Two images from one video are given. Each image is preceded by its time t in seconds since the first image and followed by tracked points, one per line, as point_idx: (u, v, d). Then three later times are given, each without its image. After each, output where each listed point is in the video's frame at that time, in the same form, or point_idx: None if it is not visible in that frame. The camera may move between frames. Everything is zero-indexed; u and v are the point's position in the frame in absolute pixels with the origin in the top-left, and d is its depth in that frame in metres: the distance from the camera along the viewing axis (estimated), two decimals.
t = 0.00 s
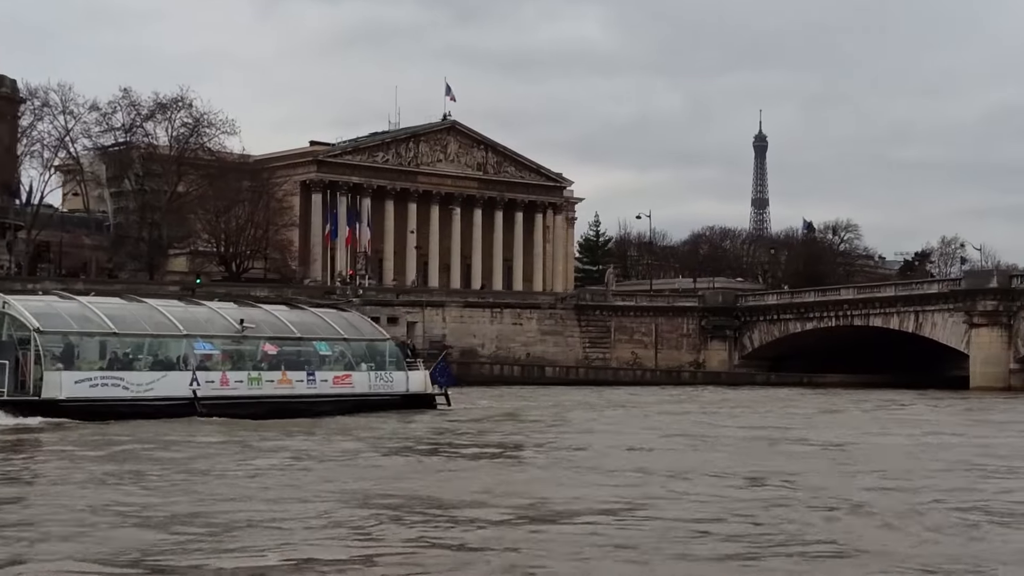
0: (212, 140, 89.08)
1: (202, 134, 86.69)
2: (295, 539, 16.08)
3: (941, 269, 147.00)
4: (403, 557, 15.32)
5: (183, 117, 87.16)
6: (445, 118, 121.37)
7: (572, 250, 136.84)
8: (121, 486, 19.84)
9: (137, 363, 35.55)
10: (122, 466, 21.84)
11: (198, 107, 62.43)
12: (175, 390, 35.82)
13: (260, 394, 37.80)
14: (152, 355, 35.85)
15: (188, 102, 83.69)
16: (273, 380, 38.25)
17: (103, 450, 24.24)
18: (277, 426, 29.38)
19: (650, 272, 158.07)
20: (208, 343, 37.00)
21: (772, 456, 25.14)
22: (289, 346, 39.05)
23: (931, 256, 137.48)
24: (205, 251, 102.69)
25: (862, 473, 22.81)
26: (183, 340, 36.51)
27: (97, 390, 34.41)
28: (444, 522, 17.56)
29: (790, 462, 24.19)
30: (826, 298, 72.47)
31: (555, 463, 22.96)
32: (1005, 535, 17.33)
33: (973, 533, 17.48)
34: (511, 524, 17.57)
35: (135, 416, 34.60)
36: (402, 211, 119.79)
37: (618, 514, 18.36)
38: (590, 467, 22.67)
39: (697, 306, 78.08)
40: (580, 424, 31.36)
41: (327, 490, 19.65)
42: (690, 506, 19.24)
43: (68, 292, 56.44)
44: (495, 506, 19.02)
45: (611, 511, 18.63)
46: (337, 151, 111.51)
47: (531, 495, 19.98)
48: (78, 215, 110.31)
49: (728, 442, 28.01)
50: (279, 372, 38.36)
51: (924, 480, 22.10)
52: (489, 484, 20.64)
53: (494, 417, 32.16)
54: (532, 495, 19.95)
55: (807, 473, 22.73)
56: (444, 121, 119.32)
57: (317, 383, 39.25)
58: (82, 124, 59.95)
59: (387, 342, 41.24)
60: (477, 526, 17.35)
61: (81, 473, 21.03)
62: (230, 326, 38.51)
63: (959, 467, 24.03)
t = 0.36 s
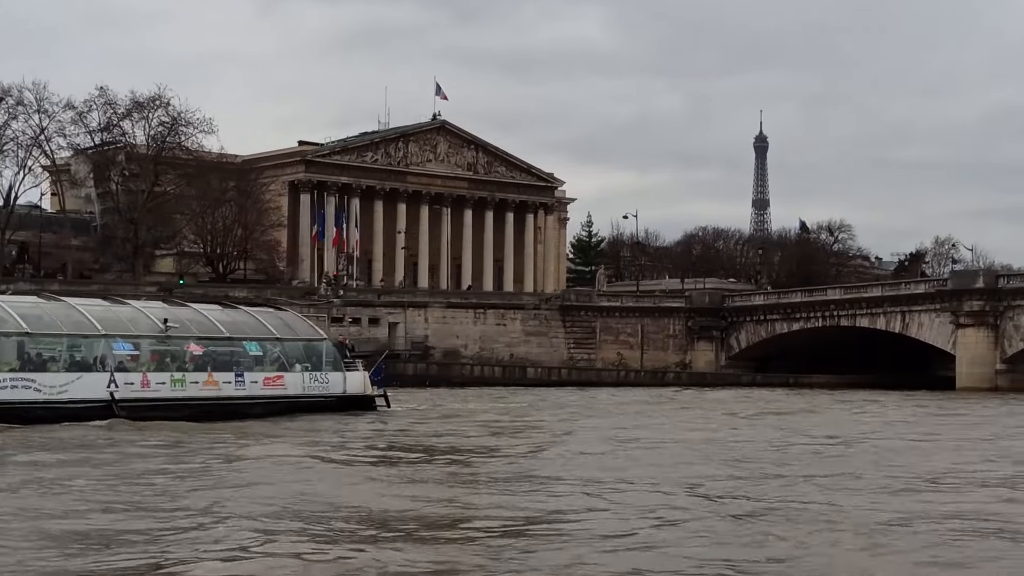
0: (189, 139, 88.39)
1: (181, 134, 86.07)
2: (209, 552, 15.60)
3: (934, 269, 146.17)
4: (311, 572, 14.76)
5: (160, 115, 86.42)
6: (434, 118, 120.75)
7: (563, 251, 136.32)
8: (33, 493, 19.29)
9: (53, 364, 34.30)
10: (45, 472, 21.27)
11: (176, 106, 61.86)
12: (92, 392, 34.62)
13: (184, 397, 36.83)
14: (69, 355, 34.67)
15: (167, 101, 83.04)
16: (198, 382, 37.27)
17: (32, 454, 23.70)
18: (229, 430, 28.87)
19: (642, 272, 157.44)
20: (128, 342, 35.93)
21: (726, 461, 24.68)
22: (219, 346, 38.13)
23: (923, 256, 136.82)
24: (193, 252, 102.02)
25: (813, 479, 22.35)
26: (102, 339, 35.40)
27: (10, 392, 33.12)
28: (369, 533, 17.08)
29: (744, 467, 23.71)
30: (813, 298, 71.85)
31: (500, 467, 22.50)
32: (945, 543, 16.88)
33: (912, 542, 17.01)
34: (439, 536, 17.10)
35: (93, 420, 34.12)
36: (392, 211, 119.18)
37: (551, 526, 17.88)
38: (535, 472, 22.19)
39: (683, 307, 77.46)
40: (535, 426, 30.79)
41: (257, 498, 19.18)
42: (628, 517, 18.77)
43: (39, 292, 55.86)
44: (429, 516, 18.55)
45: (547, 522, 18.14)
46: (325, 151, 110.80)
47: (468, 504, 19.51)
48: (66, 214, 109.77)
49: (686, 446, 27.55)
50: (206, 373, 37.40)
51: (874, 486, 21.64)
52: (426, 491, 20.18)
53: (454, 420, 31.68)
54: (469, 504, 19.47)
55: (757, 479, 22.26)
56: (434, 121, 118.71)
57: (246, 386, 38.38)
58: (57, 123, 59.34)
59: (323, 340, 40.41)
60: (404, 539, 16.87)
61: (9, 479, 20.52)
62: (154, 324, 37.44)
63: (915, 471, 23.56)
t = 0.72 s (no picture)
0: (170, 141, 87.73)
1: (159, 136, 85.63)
2: (121, 560, 15.00)
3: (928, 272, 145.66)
4: None
5: (138, 117, 85.99)
6: (424, 121, 120.13)
7: (555, 254, 135.67)
8: None
9: None
10: None
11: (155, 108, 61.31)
12: None
13: (103, 402, 34.04)
14: None
15: (145, 102, 82.53)
16: (118, 386, 34.49)
17: None
18: (179, 436, 28.23)
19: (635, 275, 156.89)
20: (42, 345, 33.12)
21: (679, 467, 24.07)
22: (145, 349, 35.35)
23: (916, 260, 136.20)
24: (179, 255, 101.38)
25: (764, 485, 21.76)
26: (14, 341, 32.60)
27: None
28: (291, 539, 16.45)
29: (698, 472, 23.08)
30: (799, 301, 71.21)
31: (443, 470, 21.89)
32: (889, 552, 16.30)
33: (853, 553, 16.39)
34: (362, 543, 16.48)
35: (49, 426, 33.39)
36: (381, 214, 118.59)
37: (481, 533, 17.26)
38: (480, 477, 21.59)
39: (669, 309, 76.79)
40: (497, 430, 30.21)
41: (185, 505, 18.62)
42: (565, 524, 18.15)
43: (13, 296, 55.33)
44: (361, 520, 18.00)
45: (478, 528, 17.52)
46: (314, 154, 110.10)
47: (405, 509, 18.94)
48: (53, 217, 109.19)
49: (644, 451, 26.94)
50: (125, 377, 34.59)
51: (826, 493, 21.05)
52: (362, 496, 19.58)
53: (413, 425, 31.09)
54: (403, 509, 18.85)
55: (707, 483, 21.66)
56: (424, 123, 118.10)
57: (168, 390, 35.59)
58: (33, 126, 58.85)
59: (260, 345, 37.80)
60: (325, 546, 16.24)
61: None
62: (74, 326, 34.54)
63: (871, 478, 22.97)
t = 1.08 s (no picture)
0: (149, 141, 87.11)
1: (137, 135, 85.00)
2: (27, 562, 14.49)
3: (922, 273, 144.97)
4: None
5: (115, 115, 85.47)
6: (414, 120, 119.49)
7: (547, 255, 135.05)
8: None
9: None
10: None
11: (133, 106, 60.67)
12: None
13: (15, 404, 32.33)
14: None
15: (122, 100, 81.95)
16: (31, 387, 32.78)
17: None
18: (131, 437, 27.68)
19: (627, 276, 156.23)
20: None
21: (635, 469, 23.49)
22: (61, 348, 33.64)
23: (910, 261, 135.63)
24: (165, 255, 100.84)
25: (719, 487, 21.22)
26: None
27: None
28: (216, 542, 15.90)
29: (653, 474, 22.56)
30: (786, 301, 70.56)
31: (389, 470, 21.34)
32: (828, 554, 15.78)
33: (798, 554, 15.84)
34: (290, 545, 15.93)
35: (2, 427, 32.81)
36: (371, 215, 117.98)
37: (414, 533, 16.71)
38: (425, 476, 21.06)
39: (656, 310, 76.12)
40: (457, 432, 29.68)
41: (112, 505, 18.10)
42: (504, 524, 17.60)
43: None
44: (290, 519, 17.48)
45: (414, 529, 17.01)
46: (302, 154, 109.42)
47: (339, 508, 18.43)
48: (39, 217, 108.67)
49: (606, 454, 26.39)
50: (40, 378, 32.88)
51: (780, 495, 20.52)
52: (303, 493, 19.08)
53: (374, 428, 30.51)
54: (340, 507, 18.31)
55: (657, 485, 21.14)
56: (413, 123, 117.46)
57: (87, 392, 33.96)
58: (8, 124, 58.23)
59: (188, 344, 36.20)
60: (251, 549, 15.67)
61: None
62: None
63: (830, 479, 22.43)
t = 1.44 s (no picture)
0: (126, 138, 86.49)
1: (116, 133, 84.31)
2: None
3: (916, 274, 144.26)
4: None
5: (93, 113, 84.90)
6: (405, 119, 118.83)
7: (540, 256, 134.35)
8: None
9: None
10: None
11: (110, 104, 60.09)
12: None
13: None
14: None
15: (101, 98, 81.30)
16: None
17: None
18: (85, 438, 27.07)
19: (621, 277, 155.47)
20: None
21: (599, 472, 22.79)
22: None
23: (905, 261, 134.97)
24: (152, 255, 100.24)
25: (680, 489, 20.49)
26: None
27: None
28: (137, 545, 15.19)
29: (613, 477, 21.97)
30: (773, 301, 69.90)
31: (339, 472, 20.65)
32: (776, 560, 15.17)
33: (747, 560, 15.11)
34: (215, 548, 15.20)
35: None
36: (361, 214, 117.34)
37: (349, 537, 16.00)
38: (374, 476, 20.35)
39: (644, 310, 75.46)
40: (420, 434, 29.04)
41: (43, 505, 17.50)
42: (447, 527, 16.88)
43: None
44: (226, 518, 16.89)
45: (352, 530, 16.43)
46: (291, 153, 108.74)
47: (280, 507, 17.85)
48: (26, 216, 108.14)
49: (570, 457, 25.66)
50: None
51: (740, 498, 19.80)
52: (242, 494, 18.37)
53: (337, 429, 29.80)
54: (283, 508, 17.59)
55: (614, 488, 20.56)
56: (404, 122, 116.79)
57: (5, 392, 33.20)
58: None
59: (116, 343, 35.14)
60: (174, 554, 14.96)
61: None
62: None
63: (795, 482, 21.71)
